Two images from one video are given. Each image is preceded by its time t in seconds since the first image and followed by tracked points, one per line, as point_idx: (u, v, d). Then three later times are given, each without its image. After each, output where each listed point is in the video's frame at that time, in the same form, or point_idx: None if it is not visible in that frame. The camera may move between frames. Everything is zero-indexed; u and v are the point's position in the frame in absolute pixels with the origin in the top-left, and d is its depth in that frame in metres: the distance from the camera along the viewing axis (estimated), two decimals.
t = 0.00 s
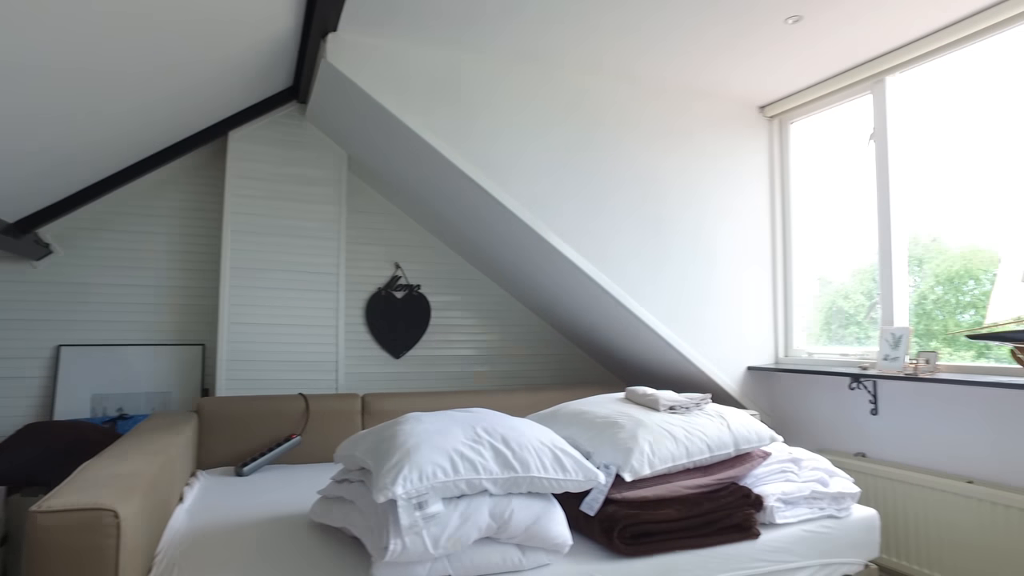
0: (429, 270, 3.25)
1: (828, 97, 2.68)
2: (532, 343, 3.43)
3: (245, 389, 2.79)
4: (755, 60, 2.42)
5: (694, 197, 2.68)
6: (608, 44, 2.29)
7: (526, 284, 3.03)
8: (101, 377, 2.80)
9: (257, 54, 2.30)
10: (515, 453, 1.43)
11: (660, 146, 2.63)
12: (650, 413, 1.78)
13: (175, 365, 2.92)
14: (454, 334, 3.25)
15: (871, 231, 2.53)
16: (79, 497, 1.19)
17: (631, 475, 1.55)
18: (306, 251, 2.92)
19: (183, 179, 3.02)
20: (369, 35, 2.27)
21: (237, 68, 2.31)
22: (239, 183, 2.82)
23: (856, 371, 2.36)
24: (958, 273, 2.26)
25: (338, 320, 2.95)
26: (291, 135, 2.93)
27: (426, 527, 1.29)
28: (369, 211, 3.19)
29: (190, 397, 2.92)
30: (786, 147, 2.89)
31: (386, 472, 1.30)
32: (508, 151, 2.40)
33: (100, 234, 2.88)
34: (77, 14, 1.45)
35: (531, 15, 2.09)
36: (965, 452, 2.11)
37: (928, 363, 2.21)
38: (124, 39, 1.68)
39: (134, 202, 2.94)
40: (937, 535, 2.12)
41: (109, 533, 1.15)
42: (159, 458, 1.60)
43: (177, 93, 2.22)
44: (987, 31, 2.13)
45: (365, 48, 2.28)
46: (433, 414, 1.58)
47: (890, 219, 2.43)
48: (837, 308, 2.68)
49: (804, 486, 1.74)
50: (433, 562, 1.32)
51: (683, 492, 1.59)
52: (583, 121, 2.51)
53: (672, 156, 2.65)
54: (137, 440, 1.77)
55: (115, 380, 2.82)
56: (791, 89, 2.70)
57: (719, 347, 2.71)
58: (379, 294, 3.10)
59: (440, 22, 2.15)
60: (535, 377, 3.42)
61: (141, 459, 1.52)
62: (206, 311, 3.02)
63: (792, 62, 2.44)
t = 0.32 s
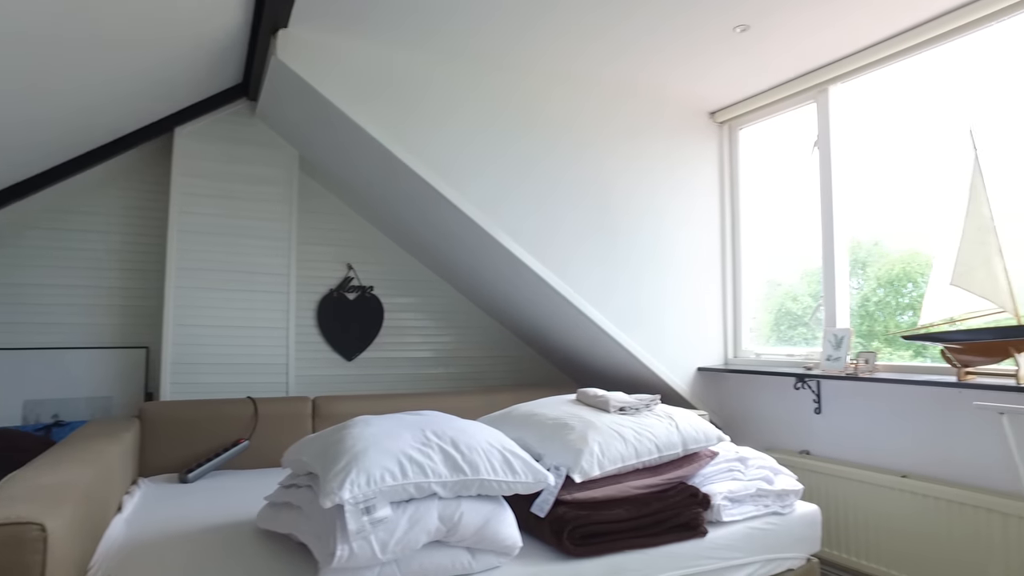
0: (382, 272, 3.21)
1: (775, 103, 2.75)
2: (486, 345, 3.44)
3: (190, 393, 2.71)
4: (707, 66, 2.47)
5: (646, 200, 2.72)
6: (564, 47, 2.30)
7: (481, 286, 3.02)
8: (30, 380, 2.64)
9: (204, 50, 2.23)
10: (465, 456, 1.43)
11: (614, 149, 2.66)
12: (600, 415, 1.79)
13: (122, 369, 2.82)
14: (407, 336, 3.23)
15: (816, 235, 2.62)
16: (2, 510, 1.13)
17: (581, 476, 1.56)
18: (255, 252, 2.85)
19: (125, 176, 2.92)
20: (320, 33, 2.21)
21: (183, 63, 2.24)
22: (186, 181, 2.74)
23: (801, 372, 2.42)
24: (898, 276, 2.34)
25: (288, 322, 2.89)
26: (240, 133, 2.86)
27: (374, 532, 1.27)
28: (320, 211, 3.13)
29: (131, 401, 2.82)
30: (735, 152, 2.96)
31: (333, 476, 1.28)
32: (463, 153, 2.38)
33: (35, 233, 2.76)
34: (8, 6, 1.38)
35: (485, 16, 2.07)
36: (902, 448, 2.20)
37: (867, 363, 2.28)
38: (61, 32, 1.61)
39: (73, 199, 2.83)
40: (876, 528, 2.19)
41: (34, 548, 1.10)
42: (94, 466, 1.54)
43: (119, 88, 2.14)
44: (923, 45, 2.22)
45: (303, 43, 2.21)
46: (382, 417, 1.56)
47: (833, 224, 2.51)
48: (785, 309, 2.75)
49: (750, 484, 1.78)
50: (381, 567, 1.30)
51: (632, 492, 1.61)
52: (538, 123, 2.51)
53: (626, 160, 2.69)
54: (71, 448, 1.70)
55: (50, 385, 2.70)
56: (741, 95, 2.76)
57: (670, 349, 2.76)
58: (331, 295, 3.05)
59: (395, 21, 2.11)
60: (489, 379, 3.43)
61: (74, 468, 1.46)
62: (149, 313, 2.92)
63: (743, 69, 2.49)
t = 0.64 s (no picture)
0: (335, 273, 3.16)
1: (726, 110, 2.80)
2: (440, 347, 3.43)
3: (132, 398, 2.63)
4: (661, 71, 2.50)
5: (600, 201, 2.75)
6: (522, 49, 2.29)
7: (435, 288, 3.01)
8: None
9: (148, 42, 2.15)
10: (413, 458, 1.42)
11: (569, 152, 2.67)
12: (551, 416, 1.80)
13: (59, 373, 2.71)
14: (360, 338, 3.19)
15: (765, 238, 2.69)
16: None
17: (531, 477, 1.57)
18: (202, 252, 2.78)
19: (63, 173, 2.81)
20: (271, 29, 2.14)
21: (126, 55, 2.16)
22: (129, 178, 2.65)
23: (748, 372, 2.48)
24: (843, 278, 2.42)
25: (237, 325, 2.84)
26: (187, 130, 2.78)
27: (320, 537, 1.25)
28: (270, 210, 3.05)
29: (68, 407, 2.71)
30: (686, 156, 3.01)
31: (278, 481, 1.25)
32: (418, 155, 2.34)
33: None
34: None
35: (455, 17, 2.06)
36: (844, 445, 2.27)
37: (811, 363, 2.35)
38: None
39: (6, 196, 2.70)
40: (818, 523, 2.26)
41: None
42: (23, 475, 1.47)
43: (56, 80, 2.05)
44: (867, 56, 2.29)
45: (277, 47, 2.17)
46: (329, 421, 1.53)
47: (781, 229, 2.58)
48: (737, 311, 2.80)
49: (698, 483, 1.81)
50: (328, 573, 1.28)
51: (581, 493, 1.62)
52: (495, 124, 2.50)
53: (581, 164, 2.71)
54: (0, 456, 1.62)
55: None
56: (695, 101, 2.81)
57: (623, 350, 2.79)
58: (282, 296, 2.98)
59: (351, 18, 2.06)
60: (443, 381, 3.41)
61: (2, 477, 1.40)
62: (88, 314, 2.82)
63: (696, 74, 2.53)
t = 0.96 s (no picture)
0: (293, 273, 3.11)
1: (684, 114, 2.85)
2: (400, 348, 3.41)
3: (78, 401, 2.55)
4: (622, 74, 2.54)
5: (560, 202, 2.77)
6: (484, 47, 2.29)
7: (395, 288, 2.98)
8: None
9: (97, 34, 2.09)
10: (367, 460, 1.41)
11: (530, 153, 2.68)
12: (507, 416, 1.80)
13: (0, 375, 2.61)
14: (319, 338, 3.15)
15: (721, 239, 2.74)
16: None
17: (486, 477, 1.57)
18: (154, 250, 2.72)
19: (5, 168, 2.71)
20: (225, 23, 2.09)
21: (72, 46, 2.09)
22: (76, 174, 2.57)
23: (704, 371, 2.53)
24: (800, 280, 2.47)
25: (191, 325, 2.79)
26: (139, 125, 2.71)
27: (272, 540, 1.23)
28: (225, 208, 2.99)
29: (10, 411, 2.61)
30: (644, 158, 3.05)
31: (228, 484, 1.23)
32: (375, 153, 2.31)
33: None
34: None
35: (416, 14, 2.05)
36: (796, 442, 2.32)
37: (765, 362, 2.40)
38: None
39: None
40: (769, 519, 2.31)
41: None
42: None
43: None
44: (818, 63, 2.36)
45: (237, 42, 2.13)
46: (282, 422, 1.51)
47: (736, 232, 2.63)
48: (696, 311, 2.85)
49: (653, 481, 1.83)
50: None
51: (537, 492, 1.62)
52: (456, 123, 2.48)
53: (542, 165, 2.72)
54: None
55: None
56: (653, 105, 2.86)
57: (582, 350, 2.82)
58: (238, 296, 2.92)
59: (309, 13, 2.03)
60: (402, 381, 3.40)
61: None
62: (31, 315, 2.72)
63: (655, 77, 2.57)
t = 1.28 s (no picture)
0: (244, 272, 3.04)
1: (637, 118, 2.90)
2: (355, 349, 3.38)
3: (14, 405, 2.45)
4: (575, 76, 2.57)
5: (515, 203, 2.78)
6: (438, 46, 2.28)
7: (348, 288, 2.95)
8: None
9: (33, 22, 2.01)
10: (315, 462, 1.38)
11: (485, 154, 2.69)
12: (460, 417, 1.80)
13: None
14: (270, 340, 3.09)
15: (672, 242, 2.80)
16: None
17: (437, 478, 1.57)
18: (96, 249, 2.63)
19: None
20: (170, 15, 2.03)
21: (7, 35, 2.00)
22: (13, 169, 2.47)
23: (656, 371, 2.57)
24: (752, 281, 2.52)
25: (137, 326, 2.71)
26: (80, 119, 2.62)
27: (215, 545, 1.21)
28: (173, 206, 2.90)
29: None
30: (599, 161, 3.10)
31: (169, 489, 1.19)
32: (325, 151, 2.28)
33: None
34: None
35: (369, 11, 2.04)
36: (745, 440, 2.38)
37: (715, 362, 2.45)
38: None
39: None
40: (718, 515, 2.36)
41: None
42: None
43: None
44: (765, 71, 2.43)
45: (184, 34, 2.07)
46: (227, 425, 1.47)
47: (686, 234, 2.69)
48: (652, 312, 2.88)
49: (605, 480, 1.85)
50: None
51: (489, 492, 1.63)
52: (409, 122, 2.48)
53: (496, 166, 2.73)
54: None
55: None
56: (607, 108, 2.90)
57: (537, 351, 2.84)
58: (186, 297, 2.84)
59: (259, 7, 1.99)
60: (356, 383, 3.37)
61: None
62: None
63: (609, 81, 2.60)
